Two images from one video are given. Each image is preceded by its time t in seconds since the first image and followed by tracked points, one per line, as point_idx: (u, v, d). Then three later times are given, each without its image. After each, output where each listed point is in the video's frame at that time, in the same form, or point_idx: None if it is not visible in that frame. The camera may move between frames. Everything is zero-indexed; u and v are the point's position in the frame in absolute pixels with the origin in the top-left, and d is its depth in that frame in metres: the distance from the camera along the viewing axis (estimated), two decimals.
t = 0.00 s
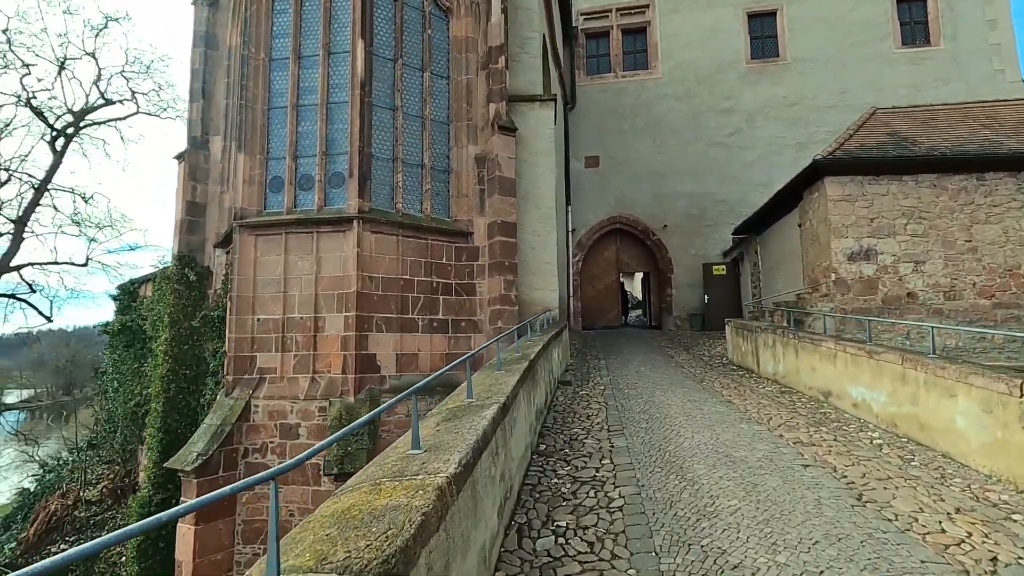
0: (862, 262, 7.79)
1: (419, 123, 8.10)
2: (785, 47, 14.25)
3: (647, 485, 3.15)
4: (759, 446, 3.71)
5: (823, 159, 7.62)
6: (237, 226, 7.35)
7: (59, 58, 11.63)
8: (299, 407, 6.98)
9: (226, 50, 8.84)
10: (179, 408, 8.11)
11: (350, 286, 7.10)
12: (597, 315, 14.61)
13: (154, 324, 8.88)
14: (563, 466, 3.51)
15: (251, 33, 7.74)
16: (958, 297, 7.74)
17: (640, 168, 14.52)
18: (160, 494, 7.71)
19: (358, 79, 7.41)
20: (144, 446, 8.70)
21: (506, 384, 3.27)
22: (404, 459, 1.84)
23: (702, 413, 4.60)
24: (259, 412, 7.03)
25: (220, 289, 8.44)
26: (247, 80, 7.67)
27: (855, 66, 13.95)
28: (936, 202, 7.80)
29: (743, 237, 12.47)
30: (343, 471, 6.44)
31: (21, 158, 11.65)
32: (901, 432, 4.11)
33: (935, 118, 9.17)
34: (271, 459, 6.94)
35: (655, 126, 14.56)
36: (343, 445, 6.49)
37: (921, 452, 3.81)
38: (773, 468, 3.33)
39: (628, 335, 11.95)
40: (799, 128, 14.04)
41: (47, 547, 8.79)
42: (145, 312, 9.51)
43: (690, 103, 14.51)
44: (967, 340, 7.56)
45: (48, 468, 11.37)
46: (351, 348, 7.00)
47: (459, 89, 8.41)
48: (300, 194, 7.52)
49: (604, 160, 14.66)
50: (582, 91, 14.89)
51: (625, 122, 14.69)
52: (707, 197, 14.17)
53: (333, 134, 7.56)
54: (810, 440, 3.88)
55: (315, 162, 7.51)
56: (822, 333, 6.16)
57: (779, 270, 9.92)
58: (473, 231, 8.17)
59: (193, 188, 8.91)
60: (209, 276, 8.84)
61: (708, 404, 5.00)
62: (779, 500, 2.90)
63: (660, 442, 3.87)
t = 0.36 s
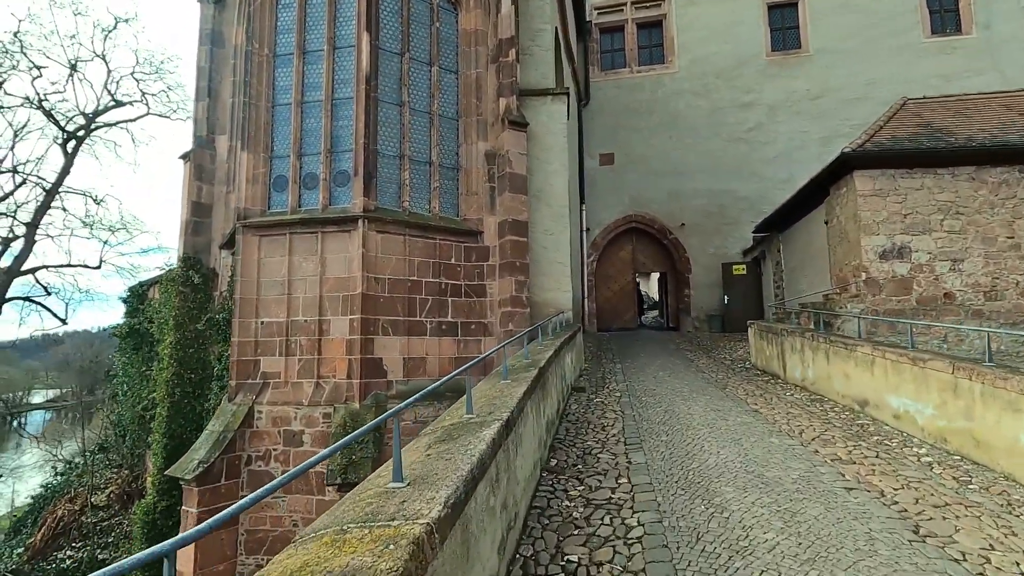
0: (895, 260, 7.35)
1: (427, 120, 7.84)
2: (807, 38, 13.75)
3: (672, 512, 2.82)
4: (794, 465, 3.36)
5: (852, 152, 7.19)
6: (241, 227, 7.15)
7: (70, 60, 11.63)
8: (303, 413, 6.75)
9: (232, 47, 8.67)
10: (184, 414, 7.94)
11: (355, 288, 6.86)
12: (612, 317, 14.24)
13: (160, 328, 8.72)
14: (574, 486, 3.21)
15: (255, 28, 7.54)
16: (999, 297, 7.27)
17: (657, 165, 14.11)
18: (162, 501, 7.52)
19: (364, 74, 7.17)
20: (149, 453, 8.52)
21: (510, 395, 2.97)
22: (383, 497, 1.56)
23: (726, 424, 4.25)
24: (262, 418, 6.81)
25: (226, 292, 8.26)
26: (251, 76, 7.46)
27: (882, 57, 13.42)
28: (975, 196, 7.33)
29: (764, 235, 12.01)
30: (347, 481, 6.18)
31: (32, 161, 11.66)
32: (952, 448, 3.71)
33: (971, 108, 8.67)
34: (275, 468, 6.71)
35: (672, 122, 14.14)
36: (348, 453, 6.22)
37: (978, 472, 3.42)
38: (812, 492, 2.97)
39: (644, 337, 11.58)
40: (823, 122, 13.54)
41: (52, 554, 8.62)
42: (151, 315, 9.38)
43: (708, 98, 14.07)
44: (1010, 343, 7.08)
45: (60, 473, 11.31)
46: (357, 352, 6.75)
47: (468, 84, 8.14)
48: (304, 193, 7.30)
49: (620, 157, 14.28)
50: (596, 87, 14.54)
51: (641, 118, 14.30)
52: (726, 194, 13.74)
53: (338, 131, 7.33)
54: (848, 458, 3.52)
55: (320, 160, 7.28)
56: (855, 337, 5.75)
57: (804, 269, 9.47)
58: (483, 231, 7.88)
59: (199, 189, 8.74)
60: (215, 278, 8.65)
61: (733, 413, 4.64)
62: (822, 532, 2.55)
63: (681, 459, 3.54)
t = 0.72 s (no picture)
0: (923, 258, 6.96)
1: (431, 114, 7.59)
2: (826, 30, 13.32)
3: (688, 539, 2.51)
4: (823, 483, 3.03)
5: (877, 144, 6.81)
6: (240, 226, 6.96)
7: (79, 61, 11.65)
8: (303, 418, 6.53)
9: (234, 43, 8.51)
10: (184, 417, 7.78)
11: (356, 288, 6.63)
12: (624, 318, 13.91)
13: (161, 330, 8.57)
14: (578, 504, 2.93)
15: (254, 22, 7.35)
16: None
17: (670, 162, 13.75)
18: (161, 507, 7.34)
19: (365, 68, 6.95)
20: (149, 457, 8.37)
21: (507, 404, 2.69)
22: (333, 536, 1.28)
23: (746, 434, 3.93)
24: (261, 423, 6.61)
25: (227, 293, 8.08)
26: (250, 71, 7.28)
27: (904, 48, 12.95)
28: (1010, 189, 6.91)
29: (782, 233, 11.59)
30: (346, 488, 5.95)
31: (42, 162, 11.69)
32: (1000, 463, 3.35)
33: (1003, 97, 8.23)
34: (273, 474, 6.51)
35: (685, 118, 13.78)
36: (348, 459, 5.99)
37: None
38: (846, 516, 2.65)
39: (658, 339, 11.22)
40: (842, 116, 13.10)
41: (54, 559, 8.51)
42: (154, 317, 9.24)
43: (722, 93, 13.69)
44: None
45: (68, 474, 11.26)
46: (357, 354, 6.52)
47: (473, 77, 7.88)
48: (304, 191, 7.09)
49: (631, 154, 13.95)
50: (607, 82, 14.22)
51: (653, 114, 13.95)
52: (742, 191, 13.34)
53: (339, 127, 7.11)
54: (882, 475, 3.19)
55: (320, 157, 7.07)
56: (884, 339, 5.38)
57: (825, 268, 9.07)
58: (489, 229, 7.61)
59: (200, 188, 8.59)
60: (216, 279, 8.49)
61: (753, 422, 4.32)
62: (862, 566, 2.23)
63: (697, 474, 3.23)
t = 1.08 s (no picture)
0: (951, 260, 6.58)
1: (433, 114, 7.36)
2: (843, 25, 12.91)
3: None
4: (853, 516, 2.71)
5: (900, 140, 6.46)
6: (236, 230, 6.79)
7: (84, 66, 11.63)
8: (299, 428, 6.32)
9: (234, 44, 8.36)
10: (183, 426, 7.62)
11: (354, 294, 6.41)
12: (635, 322, 13.58)
13: (162, 336, 8.43)
14: (579, 537, 2.65)
15: (252, 22, 7.18)
16: None
17: (682, 162, 13.41)
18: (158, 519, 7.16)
19: (364, 66, 6.74)
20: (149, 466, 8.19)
21: (499, 426, 2.43)
22: None
23: (763, 452, 3.63)
24: (257, 433, 6.41)
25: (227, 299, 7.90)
26: (248, 72, 7.12)
27: (925, 42, 12.49)
28: None
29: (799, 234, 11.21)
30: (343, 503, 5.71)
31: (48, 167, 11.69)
32: None
33: None
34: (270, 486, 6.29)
35: (698, 116, 13.43)
36: (345, 472, 5.76)
37: None
38: (881, 558, 2.34)
39: (669, 343, 10.88)
40: (861, 113, 12.67)
41: (53, 568, 8.36)
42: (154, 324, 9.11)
43: (736, 90, 13.32)
44: None
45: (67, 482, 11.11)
46: (355, 363, 6.30)
47: (476, 75, 7.65)
48: (303, 194, 6.90)
49: (642, 154, 13.63)
50: (617, 82, 13.93)
51: (664, 113, 13.62)
52: (756, 191, 12.95)
53: (338, 128, 6.90)
54: (918, 505, 2.86)
55: (318, 159, 6.87)
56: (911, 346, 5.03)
57: (846, 271, 8.69)
58: (493, 232, 7.36)
59: (201, 192, 8.44)
60: (216, 284, 8.30)
61: (772, 438, 4.01)
62: None
63: (710, 503, 2.94)
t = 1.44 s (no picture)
0: (970, 261, 6.26)
1: (429, 112, 7.11)
2: (851, 22, 12.62)
3: None
4: (885, 548, 2.41)
5: (916, 136, 6.17)
6: (224, 232, 6.56)
7: (77, 68, 11.47)
8: (288, 438, 6.05)
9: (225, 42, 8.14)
10: (170, 434, 7.37)
11: (345, 299, 6.15)
12: (639, 327, 13.27)
13: (151, 342, 8.18)
14: (574, 570, 2.37)
15: (241, 17, 6.96)
16: None
17: (686, 163, 13.12)
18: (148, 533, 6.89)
19: (356, 62, 6.50)
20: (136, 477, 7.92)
21: (482, 446, 2.14)
22: None
23: (778, 470, 3.34)
24: (244, 443, 6.15)
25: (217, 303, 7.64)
26: (237, 70, 6.89)
27: (936, 39, 12.19)
28: None
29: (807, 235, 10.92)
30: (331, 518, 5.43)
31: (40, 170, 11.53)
32: None
33: None
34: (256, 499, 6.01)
35: (702, 116, 13.15)
36: (333, 485, 5.47)
37: None
38: None
39: (675, 349, 10.58)
40: (870, 112, 12.36)
41: None
42: (144, 329, 8.86)
43: (741, 89, 13.04)
44: None
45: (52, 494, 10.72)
46: (346, 370, 6.02)
47: (474, 72, 7.39)
48: (293, 194, 6.65)
49: (645, 155, 13.35)
50: (619, 82, 13.68)
51: (668, 113, 13.34)
52: (763, 192, 12.64)
53: (329, 126, 6.66)
54: (956, 534, 2.57)
55: (309, 158, 6.63)
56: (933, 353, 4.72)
57: (858, 273, 8.36)
58: (491, 233, 7.09)
59: (191, 193, 8.20)
60: (206, 288, 8.02)
61: (786, 453, 3.71)
62: None
63: (722, 529, 2.65)
